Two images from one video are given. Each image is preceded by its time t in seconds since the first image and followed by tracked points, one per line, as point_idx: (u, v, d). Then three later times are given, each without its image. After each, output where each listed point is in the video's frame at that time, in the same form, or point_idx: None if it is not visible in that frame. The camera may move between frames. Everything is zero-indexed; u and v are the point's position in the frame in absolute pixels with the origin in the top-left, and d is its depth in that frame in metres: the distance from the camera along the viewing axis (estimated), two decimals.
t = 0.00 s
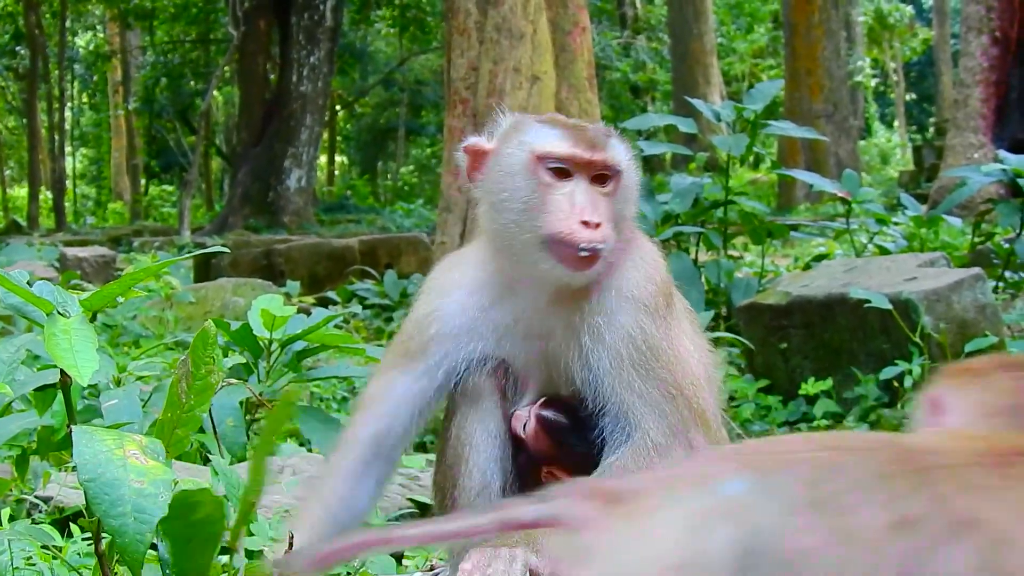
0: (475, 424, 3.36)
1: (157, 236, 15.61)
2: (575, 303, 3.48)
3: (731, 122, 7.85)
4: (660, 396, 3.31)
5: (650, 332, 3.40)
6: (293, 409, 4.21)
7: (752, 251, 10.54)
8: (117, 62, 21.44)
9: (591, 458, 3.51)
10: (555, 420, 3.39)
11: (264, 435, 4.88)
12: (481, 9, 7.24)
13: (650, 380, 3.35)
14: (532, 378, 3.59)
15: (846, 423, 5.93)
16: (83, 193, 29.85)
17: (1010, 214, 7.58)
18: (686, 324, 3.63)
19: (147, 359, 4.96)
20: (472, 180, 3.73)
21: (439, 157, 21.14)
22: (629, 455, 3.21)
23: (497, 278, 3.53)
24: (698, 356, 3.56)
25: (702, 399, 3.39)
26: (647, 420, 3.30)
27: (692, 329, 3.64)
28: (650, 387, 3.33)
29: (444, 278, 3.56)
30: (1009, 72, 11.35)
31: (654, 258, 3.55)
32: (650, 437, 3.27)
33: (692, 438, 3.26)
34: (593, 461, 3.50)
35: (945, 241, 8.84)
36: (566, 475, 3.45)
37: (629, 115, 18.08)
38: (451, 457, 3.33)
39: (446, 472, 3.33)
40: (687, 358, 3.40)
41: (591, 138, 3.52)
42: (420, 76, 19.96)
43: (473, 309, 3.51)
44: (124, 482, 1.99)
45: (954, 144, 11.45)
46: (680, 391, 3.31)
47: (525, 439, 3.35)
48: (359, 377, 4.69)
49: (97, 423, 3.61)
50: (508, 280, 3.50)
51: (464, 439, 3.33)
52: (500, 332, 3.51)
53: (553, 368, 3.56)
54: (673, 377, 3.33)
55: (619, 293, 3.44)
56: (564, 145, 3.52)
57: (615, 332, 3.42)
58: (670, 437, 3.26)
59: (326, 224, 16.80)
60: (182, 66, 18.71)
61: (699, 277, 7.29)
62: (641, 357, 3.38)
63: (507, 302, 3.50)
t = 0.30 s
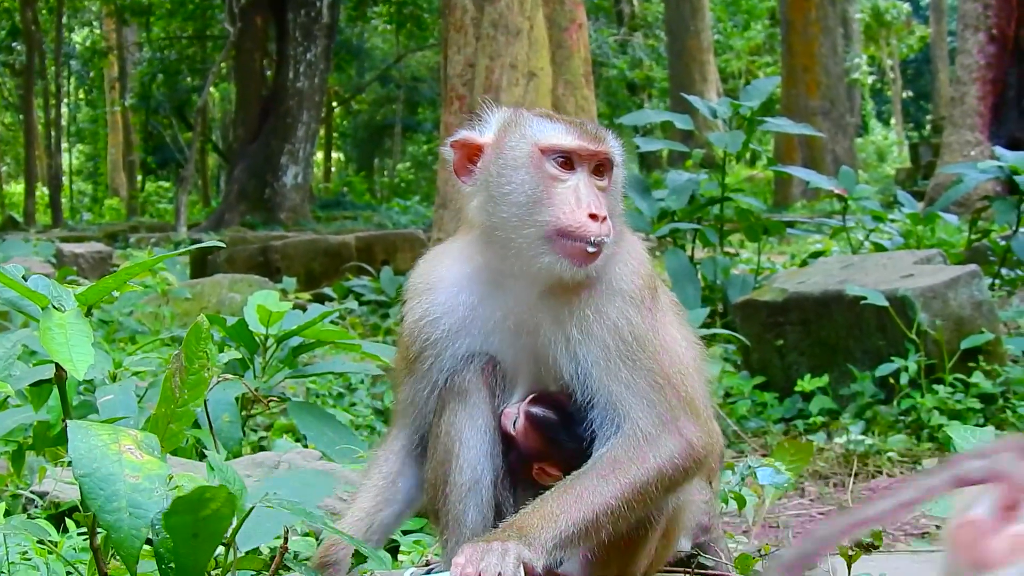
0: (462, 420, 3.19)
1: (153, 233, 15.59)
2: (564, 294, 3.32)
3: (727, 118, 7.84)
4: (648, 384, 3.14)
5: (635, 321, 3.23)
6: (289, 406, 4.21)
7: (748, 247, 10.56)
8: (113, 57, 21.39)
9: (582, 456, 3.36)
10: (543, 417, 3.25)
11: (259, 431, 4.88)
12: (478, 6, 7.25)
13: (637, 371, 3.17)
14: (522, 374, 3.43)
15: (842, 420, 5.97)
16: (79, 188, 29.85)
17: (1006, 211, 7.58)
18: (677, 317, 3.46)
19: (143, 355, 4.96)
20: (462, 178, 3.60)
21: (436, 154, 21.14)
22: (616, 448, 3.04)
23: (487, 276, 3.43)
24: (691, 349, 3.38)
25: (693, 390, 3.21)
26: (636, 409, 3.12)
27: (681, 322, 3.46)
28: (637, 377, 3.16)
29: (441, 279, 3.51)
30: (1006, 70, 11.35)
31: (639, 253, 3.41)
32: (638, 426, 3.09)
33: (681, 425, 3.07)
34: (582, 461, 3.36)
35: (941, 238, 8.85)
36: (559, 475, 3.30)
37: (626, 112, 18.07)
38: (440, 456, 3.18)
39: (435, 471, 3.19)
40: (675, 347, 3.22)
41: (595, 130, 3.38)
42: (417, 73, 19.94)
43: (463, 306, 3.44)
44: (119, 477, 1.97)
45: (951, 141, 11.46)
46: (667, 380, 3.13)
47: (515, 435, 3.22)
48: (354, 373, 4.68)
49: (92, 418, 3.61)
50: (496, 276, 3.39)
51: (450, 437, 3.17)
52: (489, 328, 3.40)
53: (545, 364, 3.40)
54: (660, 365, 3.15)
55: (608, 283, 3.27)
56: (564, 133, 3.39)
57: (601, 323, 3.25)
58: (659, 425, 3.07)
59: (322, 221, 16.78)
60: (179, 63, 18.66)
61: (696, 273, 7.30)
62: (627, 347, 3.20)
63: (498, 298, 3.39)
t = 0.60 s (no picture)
0: (456, 416, 3.19)
1: (148, 227, 15.55)
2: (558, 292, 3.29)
3: (723, 112, 7.83)
4: (643, 379, 3.07)
5: (632, 315, 3.16)
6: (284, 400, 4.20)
7: (744, 241, 10.56)
8: (109, 51, 21.33)
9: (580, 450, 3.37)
10: (542, 411, 3.25)
11: (254, 425, 4.87)
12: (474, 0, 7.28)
13: (632, 365, 3.10)
14: (522, 368, 3.42)
15: (837, 415, 5.98)
16: (75, 182, 29.81)
17: (1002, 206, 7.58)
18: (675, 308, 3.41)
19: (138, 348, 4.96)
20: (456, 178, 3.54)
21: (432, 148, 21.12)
22: (613, 442, 3.01)
23: (483, 274, 3.41)
24: (689, 340, 3.32)
25: (693, 383, 3.15)
26: (631, 401, 3.07)
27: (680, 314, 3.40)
28: (631, 370, 3.10)
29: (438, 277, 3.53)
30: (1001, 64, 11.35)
31: (635, 248, 3.34)
32: (634, 419, 3.03)
33: (678, 418, 3.02)
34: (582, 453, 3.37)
35: (936, 233, 8.87)
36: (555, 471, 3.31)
37: (621, 106, 18.06)
38: (436, 450, 3.18)
39: (432, 465, 3.20)
40: (673, 341, 3.15)
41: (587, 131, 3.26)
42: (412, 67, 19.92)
43: (458, 305, 3.45)
44: (113, 471, 1.97)
45: (947, 136, 11.49)
46: (664, 373, 3.07)
47: (514, 430, 3.23)
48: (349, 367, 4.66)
49: (87, 412, 3.60)
50: (491, 274, 3.39)
51: (445, 431, 3.17)
52: (485, 324, 3.40)
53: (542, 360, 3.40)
54: (656, 359, 3.09)
55: (601, 280, 3.23)
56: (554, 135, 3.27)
57: (596, 317, 3.20)
58: (655, 419, 3.01)
59: (318, 214, 16.76)
60: (174, 56, 18.61)
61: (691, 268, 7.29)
62: (623, 342, 3.13)
63: (492, 298, 3.37)
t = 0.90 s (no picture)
0: (459, 418, 3.19)
1: (146, 224, 15.54)
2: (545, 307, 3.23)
3: (721, 111, 7.82)
4: (643, 389, 2.97)
5: (628, 324, 3.03)
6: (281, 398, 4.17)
7: (741, 239, 10.57)
8: (106, 48, 21.30)
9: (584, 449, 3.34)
10: (544, 412, 3.25)
11: (251, 424, 4.88)
12: None
13: (631, 375, 2.99)
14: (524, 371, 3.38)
15: (835, 413, 5.98)
16: (72, 179, 29.80)
17: (999, 204, 7.57)
18: (675, 306, 3.28)
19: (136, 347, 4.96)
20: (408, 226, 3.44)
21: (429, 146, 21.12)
22: (615, 448, 2.94)
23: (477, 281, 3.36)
24: (689, 341, 3.20)
25: (693, 388, 3.06)
26: (631, 406, 2.97)
27: (681, 311, 3.28)
28: (631, 379, 2.98)
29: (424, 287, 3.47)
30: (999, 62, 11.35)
31: (622, 256, 3.19)
32: (635, 426, 2.95)
33: (680, 426, 2.95)
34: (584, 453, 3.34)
35: (934, 231, 8.88)
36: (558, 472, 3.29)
37: (619, 104, 18.07)
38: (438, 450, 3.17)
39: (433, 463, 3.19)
40: (674, 348, 3.05)
41: (461, 241, 3.00)
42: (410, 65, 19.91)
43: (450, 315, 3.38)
44: (110, 470, 1.96)
45: (945, 134, 11.49)
46: (665, 382, 2.98)
47: (518, 429, 3.25)
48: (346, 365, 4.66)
49: (84, 410, 3.60)
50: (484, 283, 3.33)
51: (448, 427, 3.18)
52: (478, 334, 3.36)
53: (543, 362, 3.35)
54: (657, 367, 2.99)
55: (588, 293, 3.12)
56: (435, 239, 3.05)
57: (588, 327, 3.09)
58: (658, 426, 2.94)
59: (315, 212, 16.75)
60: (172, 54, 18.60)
61: (689, 266, 7.34)
62: (621, 351, 3.01)
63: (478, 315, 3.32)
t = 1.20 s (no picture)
0: (458, 420, 3.19)
1: (144, 225, 15.53)
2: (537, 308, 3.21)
3: (719, 111, 7.82)
4: (636, 390, 2.96)
5: (619, 324, 3.03)
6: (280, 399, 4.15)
7: (739, 240, 10.58)
8: (105, 49, 21.29)
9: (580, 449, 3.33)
10: (539, 413, 3.24)
11: (250, 424, 4.88)
12: None
13: (625, 376, 2.98)
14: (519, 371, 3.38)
15: (832, 413, 5.99)
16: (71, 181, 29.79)
17: (998, 204, 7.59)
18: (668, 305, 3.27)
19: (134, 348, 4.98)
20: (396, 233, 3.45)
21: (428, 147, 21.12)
22: (609, 446, 2.93)
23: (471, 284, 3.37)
24: (681, 341, 3.19)
25: (685, 386, 3.05)
26: (624, 406, 2.96)
27: (674, 310, 3.27)
28: (623, 379, 2.98)
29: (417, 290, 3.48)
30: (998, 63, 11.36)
31: (613, 257, 3.17)
32: (628, 425, 2.94)
33: (673, 426, 2.94)
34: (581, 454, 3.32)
35: (932, 231, 8.89)
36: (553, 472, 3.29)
37: (618, 105, 18.09)
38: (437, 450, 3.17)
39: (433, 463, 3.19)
40: (667, 348, 3.04)
41: (435, 253, 3.00)
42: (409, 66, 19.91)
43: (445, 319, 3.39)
44: (107, 469, 1.96)
45: (943, 135, 11.51)
46: (659, 382, 2.97)
47: (513, 430, 3.24)
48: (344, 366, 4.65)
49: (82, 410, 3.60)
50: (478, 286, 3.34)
51: (446, 429, 3.19)
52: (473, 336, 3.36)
53: (538, 364, 3.34)
54: (650, 369, 2.97)
55: (579, 295, 3.12)
56: (412, 250, 3.06)
57: (580, 327, 3.08)
58: (652, 426, 2.93)
59: (313, 213, 16.75)
60: (170, 55, 18.60)
61: (687, 266, 7.35)
62: (613, 353, 3.01)
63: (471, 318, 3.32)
